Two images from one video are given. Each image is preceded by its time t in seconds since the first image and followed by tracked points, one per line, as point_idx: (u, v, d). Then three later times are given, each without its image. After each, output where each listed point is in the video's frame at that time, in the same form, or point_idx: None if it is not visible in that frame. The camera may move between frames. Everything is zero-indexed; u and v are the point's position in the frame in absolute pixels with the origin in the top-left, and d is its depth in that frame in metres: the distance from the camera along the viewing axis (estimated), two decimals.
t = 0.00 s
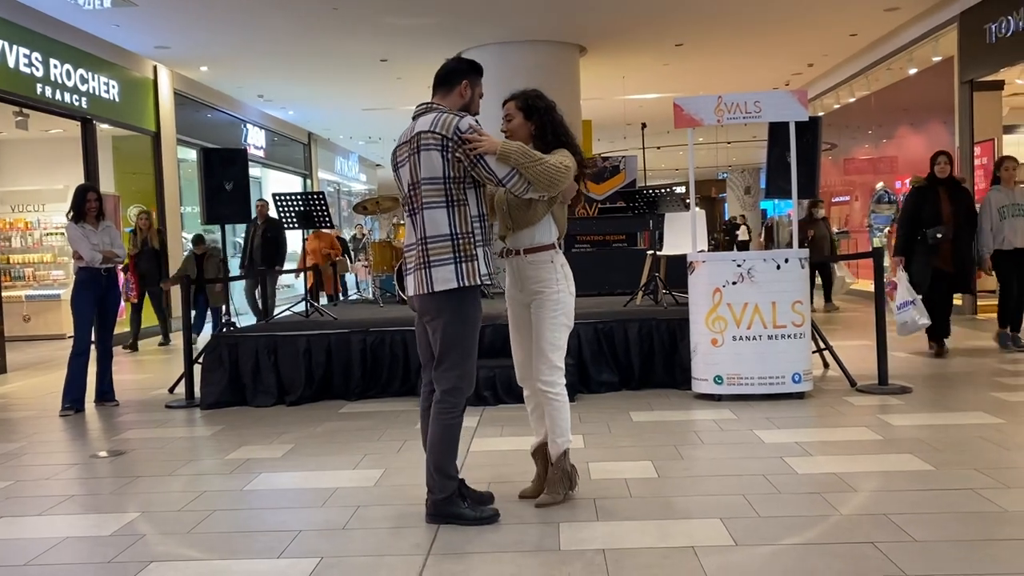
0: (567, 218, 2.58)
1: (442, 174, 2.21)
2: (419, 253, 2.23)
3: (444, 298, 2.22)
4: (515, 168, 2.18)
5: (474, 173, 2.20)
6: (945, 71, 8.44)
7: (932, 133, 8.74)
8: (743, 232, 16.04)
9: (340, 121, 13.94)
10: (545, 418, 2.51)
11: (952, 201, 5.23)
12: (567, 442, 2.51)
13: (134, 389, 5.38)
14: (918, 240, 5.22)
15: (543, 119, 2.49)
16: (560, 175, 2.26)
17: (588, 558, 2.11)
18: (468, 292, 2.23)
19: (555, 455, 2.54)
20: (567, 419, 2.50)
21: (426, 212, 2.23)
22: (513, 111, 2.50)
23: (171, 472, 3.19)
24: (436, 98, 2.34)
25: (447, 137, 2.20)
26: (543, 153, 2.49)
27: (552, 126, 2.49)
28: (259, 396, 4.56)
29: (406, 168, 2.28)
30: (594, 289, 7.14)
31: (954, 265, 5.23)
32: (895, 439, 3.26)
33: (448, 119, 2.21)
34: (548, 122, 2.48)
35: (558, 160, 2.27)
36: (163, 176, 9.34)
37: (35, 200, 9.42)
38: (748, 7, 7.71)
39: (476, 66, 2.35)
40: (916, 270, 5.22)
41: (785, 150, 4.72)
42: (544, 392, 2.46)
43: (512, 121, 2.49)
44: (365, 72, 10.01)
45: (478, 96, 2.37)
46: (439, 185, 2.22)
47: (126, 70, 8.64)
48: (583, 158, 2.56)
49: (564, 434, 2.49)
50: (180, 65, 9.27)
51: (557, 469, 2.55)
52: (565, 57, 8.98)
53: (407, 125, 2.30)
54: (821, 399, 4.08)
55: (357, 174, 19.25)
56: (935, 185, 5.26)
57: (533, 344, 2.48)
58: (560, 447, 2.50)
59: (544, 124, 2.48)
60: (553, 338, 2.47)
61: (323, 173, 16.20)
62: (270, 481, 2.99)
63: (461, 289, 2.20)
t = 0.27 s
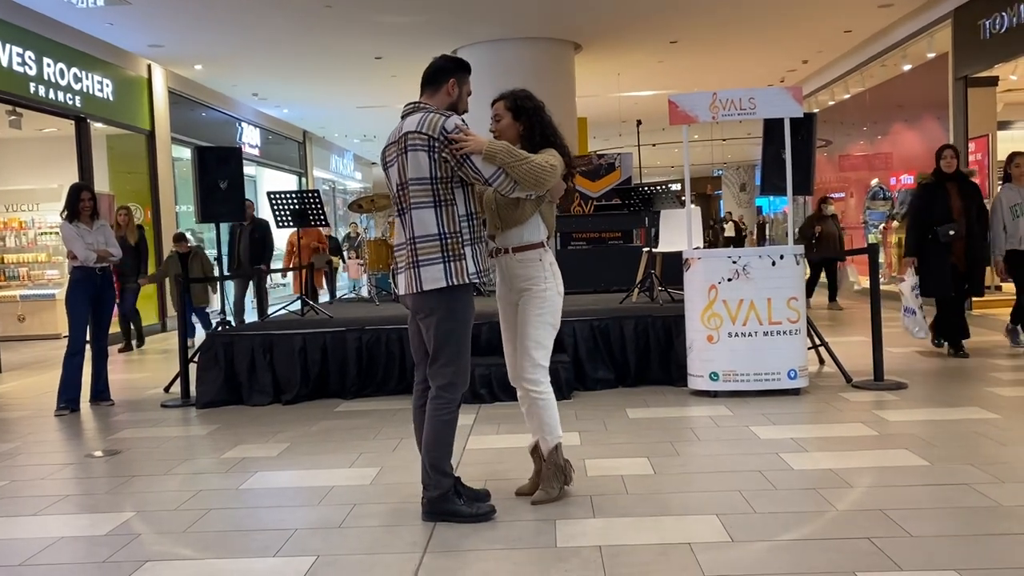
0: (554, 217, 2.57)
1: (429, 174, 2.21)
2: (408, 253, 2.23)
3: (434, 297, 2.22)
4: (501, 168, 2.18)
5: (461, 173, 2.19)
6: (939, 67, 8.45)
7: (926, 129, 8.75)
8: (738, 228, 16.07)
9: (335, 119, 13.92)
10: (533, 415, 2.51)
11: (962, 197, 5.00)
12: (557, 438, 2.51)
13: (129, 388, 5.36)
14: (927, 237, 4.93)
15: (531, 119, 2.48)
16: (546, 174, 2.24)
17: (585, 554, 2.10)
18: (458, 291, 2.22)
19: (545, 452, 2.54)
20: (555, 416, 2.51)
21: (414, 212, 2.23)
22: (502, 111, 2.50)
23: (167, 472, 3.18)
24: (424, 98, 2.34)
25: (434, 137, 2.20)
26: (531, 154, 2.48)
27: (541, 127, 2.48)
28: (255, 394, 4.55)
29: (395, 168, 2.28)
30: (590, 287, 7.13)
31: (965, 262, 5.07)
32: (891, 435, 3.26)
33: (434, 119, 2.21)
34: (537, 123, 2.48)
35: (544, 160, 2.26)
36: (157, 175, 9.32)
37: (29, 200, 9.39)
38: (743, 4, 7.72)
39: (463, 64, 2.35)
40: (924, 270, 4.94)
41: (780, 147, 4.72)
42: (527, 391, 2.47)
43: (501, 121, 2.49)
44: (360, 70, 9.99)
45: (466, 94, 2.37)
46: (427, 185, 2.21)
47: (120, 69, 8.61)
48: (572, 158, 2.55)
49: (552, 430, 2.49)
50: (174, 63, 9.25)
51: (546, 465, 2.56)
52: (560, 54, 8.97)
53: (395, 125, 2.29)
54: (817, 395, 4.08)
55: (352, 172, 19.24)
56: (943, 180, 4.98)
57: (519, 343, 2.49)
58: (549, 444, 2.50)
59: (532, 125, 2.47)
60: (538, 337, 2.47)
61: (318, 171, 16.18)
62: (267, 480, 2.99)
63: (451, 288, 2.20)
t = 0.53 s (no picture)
0: (547, 218, 2.56)
1: (420, 174, 2.20)
2: (400, 252, 2.23)
3: (425, 297, 2.21)
4: (491, 171, 2.16)
5: (452, 175, 2.18)
6: (936, 64, 8.46)
7: (923, 126, 8.76)
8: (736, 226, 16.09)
9: (332, 118, 13.91)
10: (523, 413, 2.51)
11: (970, 187, 4.88)
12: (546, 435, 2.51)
13: (126, 388, 5.35)
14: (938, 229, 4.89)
15: (525, 120, 2.45)
16: (535, 179, 2.22)
17: (583, 553, 2.10)
18: (450, 292, 2.21)
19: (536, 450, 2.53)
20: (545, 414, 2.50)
21: (405, 212, 2.23)
22: (496, 112, 2.48)
23: (165, 472, 3.17)
24: (417, 97, 2.33)
25: (425, 138, 2.18)
26: (523, 155, 2.47)
27: (534, 128, 2.46)
28: (253, 394, 4.55)
29: (388, 167, 2.28)
30: (588, 285, 7.14)
31: (980, 255, 4.88)
32: (889, 432, 3.26)
33: (426, 119, 2.19)
34: (530, 124, 2.45)
35: (535, 164, 2.24)
36: (155, 174, 9.31)
37: (25, 200, 9.37)
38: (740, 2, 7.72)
39: (457, 64, 2.33)
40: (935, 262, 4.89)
41: (778, 144, 4.71)
42: (512, 391, 2.46)
43: (494, 122, 2.47)
44: (357, 69, 9.98)
45: (459, 94, 2.35)
46: (418, 186, 2.20)
47: (116, 68, 8.59)
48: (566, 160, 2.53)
49: (543, 427, 2.49)
50: (171, 62, 9.23)
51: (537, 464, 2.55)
52: (557, 52, 8.97)
53: (388, 125, 2.29)
54: (815, 393, 4.07)
55: (349, 171, 19.24)
56: (951, 172, 4.91)
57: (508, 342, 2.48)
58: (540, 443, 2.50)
59: (525, 126, 2.45)
60: (527, 336, 2.46)
61: (316, 170, 16.17)
62: (265, 480, 2.98)
63: (442, 289, 2.19)
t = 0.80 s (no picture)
0: (542, 217, 2.56)
1: (414, 176, 2.20)
2: (395, 253, 2.23)
3: (422, 298, 2.21)
4: (485, 170, 2.16)
5: (446, 175, 2.18)
6: (933, 62, 8.46)
7: (921, 124, 8.77)
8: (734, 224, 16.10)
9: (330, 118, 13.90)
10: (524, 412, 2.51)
11: (987, 188, 4.72)
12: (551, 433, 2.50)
13: (125, 389, 5.34)
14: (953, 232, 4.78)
15: (520, 118, 2.45)
16: (530, 177, 2.22)
17: (583, 553, 2.10)
18: (446, 292, 2.21)
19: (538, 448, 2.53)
20: (547, 412, 2.49)
21: (400, 213, 2.23)
22: (490, 111, 2.48)
23: (164, 472, 3.17)
24: (410, 98, 2.33)
25: (419, 139, 2.18)
26: (518, 154, 2.47)
27: (529, 126, 2.46)
28: (252, 394, 4.54)
29: (382, 169, 2.28)
30: (586, 284, 7.14)
31: (996, 258, 4.68)
32: (889, 430, 3.26)
33: (419, 121, 2.19)
34: (524, 122, 2.45)
35: (529, 161, 2.23)
36: (153, 175, 9.30)
37: (23, 201, 9.36)
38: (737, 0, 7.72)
39: (451, 64, 2.33)
40: (948, 264, 4.81)
41: (776, 143, 4.71)
42: (517, 388, 2.47)
43: (489, 121, 2.47)
44: (355, 68, 9.97)
45: (453, 94, 2.35)
46: (412, 187, 2.20)
47: (113, 69, 8.58)
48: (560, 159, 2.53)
49: (545, 426, 2.49)
50: (168, 63, 9.22)
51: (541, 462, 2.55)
52: (555, 51, 8.96)
53: (382, 126, 2.29)
54: (814, 391, 4.07)
55: (347, 171, 19.23)
56: (967, 173, 4.78)
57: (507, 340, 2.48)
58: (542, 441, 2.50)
59: (520, 124, 2.44)
60: (526, 334, 2.46)
61: (314, 170, 16.17)
62: (265, 480, 2.98)
63: (437, 289, 2.19)
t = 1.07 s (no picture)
0: (540, 216, 2.56)
1: (409, 177, 2.20)
2: (391, 255, 2.24)
3: (418, 299, 2.22)
4: (481, 171, 2.15)
5: (441, 177, 2.19)
6: (931, 61, 8.47)
7: (920, 123, 8.78)
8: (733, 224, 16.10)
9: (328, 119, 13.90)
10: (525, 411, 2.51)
11: (1007, 179, 4.45)
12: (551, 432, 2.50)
13: (125, 390, 5.35)
14: (969, 223, 4.51)
15: (516, 118, 2.46)
16: (525, 177, 2.22)
17: (584, 553, 2.10)
18: (442, 293, 2.21)
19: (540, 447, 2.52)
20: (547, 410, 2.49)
21: (395, 215, 2.23)
22: (487, 111, 2.48)
23: (165, 474, 3.17)
24: (405, 99, 2.33)
25: (413, 141, 2.18)
26: (515, 153, 2.47)
27: (525, 125, 2.46)
28: (252, 395, 4.55)
29: (377, 171, 2.28)
30: (585, 284, 7.14)
31: (1016, 253, 4.40)
32: (889, 429, 3.26)
33: (414, 122, 2.19)
34: (521, 121, 2.45)
35: (525, 161, 2.24)
36: (152, 176, 9.30)
37: (21, 202, 9.35)
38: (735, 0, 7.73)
39: (446, 65, 2.33)
40: (961, 256, 4.53)
41: (775, 143, 4.72)
42: (518, 387, 2.46)
43: (485, 121, 2.47)
44: (354, 69, 9.97)
45: (448, 95, 2.35)
46: (407, 189, 2.20)
47: (112, 70, 8.58)
48: (558, 158, 2.53)
49: (546, 426, 2.48)
50: (167, 63, 9.22)
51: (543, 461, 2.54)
52: (554, 51, 8.97)
53: (377, 128, 2.29)
54: (813, 390, 4.08)
55: (346, 172, 19.24)
56: (984, 163, 4.52)
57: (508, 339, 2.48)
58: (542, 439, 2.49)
59: (517, 123, 2.45)
60: (526, 333, 2.45)
61: (313, 171, 16.17)
62: (265, 481, 2.98)
63: (433, 290, 2.19)
